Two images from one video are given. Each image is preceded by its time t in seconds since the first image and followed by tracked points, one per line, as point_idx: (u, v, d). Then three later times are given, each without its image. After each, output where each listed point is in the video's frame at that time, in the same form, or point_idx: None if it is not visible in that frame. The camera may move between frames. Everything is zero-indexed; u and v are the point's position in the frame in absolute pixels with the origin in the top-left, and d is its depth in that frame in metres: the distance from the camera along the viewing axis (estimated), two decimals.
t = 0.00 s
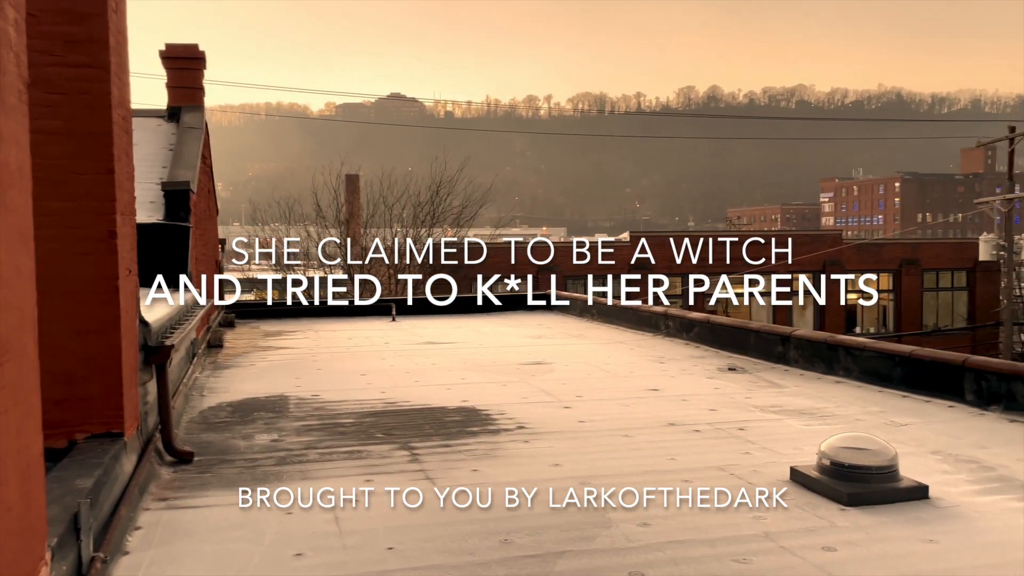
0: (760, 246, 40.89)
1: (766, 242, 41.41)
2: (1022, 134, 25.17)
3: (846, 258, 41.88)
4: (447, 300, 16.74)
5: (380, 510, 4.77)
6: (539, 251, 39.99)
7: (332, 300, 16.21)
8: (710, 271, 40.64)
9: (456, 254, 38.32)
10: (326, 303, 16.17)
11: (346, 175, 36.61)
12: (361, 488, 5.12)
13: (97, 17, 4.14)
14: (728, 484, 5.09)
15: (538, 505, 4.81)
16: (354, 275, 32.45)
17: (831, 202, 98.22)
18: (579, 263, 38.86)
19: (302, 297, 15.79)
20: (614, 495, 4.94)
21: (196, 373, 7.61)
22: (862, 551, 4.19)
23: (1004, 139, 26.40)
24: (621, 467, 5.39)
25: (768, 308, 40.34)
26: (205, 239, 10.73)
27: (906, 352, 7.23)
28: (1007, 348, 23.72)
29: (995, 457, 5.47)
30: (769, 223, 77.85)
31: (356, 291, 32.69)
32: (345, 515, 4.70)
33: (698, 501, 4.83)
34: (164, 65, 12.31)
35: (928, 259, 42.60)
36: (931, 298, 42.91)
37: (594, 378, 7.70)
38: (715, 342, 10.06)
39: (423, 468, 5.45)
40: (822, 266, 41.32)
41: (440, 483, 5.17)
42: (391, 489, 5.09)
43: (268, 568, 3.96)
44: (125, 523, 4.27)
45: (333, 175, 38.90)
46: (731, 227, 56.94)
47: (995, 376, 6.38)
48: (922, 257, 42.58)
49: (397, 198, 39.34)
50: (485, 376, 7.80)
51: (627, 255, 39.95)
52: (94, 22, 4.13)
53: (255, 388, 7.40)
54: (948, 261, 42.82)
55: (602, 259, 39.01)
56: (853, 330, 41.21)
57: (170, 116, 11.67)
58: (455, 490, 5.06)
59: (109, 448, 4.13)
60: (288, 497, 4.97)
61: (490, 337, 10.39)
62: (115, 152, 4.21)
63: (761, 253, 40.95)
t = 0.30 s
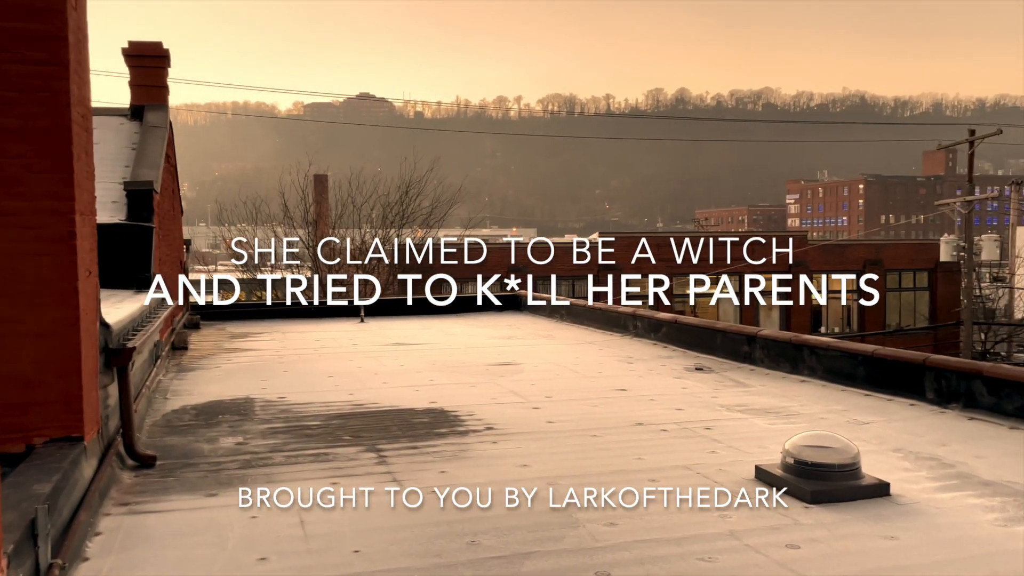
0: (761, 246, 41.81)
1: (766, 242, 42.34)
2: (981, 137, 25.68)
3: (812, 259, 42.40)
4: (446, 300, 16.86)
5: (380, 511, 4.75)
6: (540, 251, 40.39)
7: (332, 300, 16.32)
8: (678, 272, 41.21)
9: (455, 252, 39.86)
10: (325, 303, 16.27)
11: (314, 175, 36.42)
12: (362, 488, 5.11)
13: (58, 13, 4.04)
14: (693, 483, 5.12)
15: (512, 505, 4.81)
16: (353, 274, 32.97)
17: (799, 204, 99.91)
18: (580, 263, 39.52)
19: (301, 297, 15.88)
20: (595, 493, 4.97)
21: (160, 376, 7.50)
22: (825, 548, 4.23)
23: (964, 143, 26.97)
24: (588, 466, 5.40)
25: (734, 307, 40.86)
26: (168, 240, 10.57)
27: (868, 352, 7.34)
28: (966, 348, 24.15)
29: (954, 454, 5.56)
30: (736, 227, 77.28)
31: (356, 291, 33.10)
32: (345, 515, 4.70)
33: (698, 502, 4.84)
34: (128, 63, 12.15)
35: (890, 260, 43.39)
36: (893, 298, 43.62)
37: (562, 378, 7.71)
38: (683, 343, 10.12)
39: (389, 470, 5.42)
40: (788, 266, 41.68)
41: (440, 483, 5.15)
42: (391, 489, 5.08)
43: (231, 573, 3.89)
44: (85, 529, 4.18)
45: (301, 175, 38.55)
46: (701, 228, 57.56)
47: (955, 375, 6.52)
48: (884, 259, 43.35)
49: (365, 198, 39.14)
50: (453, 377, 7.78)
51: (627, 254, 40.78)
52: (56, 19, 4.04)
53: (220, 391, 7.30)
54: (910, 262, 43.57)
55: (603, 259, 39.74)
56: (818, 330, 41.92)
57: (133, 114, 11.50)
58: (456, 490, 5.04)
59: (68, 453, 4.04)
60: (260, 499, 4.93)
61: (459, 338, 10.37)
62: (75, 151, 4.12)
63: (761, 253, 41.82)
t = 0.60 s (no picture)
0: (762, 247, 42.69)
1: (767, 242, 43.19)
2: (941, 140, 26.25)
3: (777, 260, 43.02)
4: (446, 300, 16.97)
5: (381, 511, 4.74)
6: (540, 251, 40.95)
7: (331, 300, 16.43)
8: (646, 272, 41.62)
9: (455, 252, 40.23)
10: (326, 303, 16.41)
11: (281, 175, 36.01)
12: (362, 488, 5.09)
13: (13, 10, 3.95)
14: (658, 482, 5.15)
15: (483, 505, 4.80)
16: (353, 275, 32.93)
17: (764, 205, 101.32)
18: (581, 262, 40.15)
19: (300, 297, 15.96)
20: (572, 492, 4.99)
21: (121, 379, 7.35)
22: (788, 545, 4.28)
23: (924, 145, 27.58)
24: (555, 467, 5.40)
25: (700, 307, 41.25)
26: (129, 241, 10.38)
27: (831, 350, 7.45)
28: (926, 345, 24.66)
29: (915, 451, 5.65)
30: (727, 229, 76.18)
31: (355, 291, 32.93)
32: (345, 516, 4.68)
33: (699, 502, 4.84)
34: (86, 59, 11.92)
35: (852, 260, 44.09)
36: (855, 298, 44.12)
37: (529, 379, 7.70)
38: (649, 343, 10.18)
39: (355, 473, 5.36)
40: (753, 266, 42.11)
41: (441, 483, 5.14)
42: (391, 489, 5.06)
43: None
44: (41, 536, 4.08)
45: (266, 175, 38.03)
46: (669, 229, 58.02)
47: (915, 372, 6.66)
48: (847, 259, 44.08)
49: (332, 199, 38.80)
50: (420, 378, 7.73)
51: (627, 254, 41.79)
52: (12, 16, 3.95)
53: (182, 393, 7.19)
54: (871, 262, 44.44)
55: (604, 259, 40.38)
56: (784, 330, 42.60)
57: (93, 113, 11.27)
58: (455, 490, 5.02)
59: (24, 458, 3.94)
60: (226, 504, 4.86)
61: (427, 339, 10.31)
62: (30, 150, 4.02)
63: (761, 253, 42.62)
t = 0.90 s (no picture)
0: (762, 247, 43.69)
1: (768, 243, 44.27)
2: (900, 141, 26.72)
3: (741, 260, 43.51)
4: (446, 300, 17.05)
5: (381, 511, 4.73)
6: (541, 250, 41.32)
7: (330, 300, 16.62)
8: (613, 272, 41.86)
9: (455, 252, 40.30)
10: (326, 303, 16.57)
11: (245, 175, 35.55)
12: (362, 488, 5.09)
13: None
14: (623, 481, 5.17)
15: (454, 506, 4.78)
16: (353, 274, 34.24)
17: (729, 205, 102.55)
18: (581, 263, 40.72)
19: (298, 294, 16.10)
20: (544, 491, 4.99)
21: (78, 383, 7.19)
22: (751, 542, 4.32)
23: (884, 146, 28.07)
24: (522, 467, 5.40)
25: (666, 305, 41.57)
26: (88, 242, 10.17)
27: (793, 349, 7.56)
28: (886, 343, 25.11)
29: (874, 448, 5.75)
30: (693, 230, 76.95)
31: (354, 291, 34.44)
32: (344, 516, 4.66)
33: (699, 502, 4.85)
34: (44, 57, 11.66)
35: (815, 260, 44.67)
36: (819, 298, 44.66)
37: (496, 379, 7.68)
38: (615, 342, 10.23)
39: (320, 476, 5.31)
40: (718, 266, 42.41)
41: (440, 483, 5.13)
42: (391, 489, 5.05)
43: None
44: None
45: (229, 175, 37.47)
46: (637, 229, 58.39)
47: (875, 370, 6.79)
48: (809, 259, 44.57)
49: (297, 199, 38.37)
50: (386, 380, 7.68)
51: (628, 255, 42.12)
52: None
53: (144, 397, 7.06)
54: (833, 262, 45.07)
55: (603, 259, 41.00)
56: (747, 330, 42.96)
57: (51, 112, 11.07)
58: (456, 490, 5.02)
59: None
60: (189, 508, 4.77)
61: (394, 340, 10.25)
62: None
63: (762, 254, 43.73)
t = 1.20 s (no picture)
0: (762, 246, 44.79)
1: (769, 243, 45.42)
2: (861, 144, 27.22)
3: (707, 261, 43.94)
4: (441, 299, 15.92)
5: (380, 511, 4.72)
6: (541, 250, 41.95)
7: (329, 301, 16.68)
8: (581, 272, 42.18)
9: (455, 253, 40.91)
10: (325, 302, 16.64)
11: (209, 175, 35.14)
12: (362, 488, 5.08)
13: None
14: (590, 481, 5.17)
15: (427, 507, 4.77)
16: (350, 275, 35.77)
17: (694, 205, 103.45)
18: (581, 262, 41.42)
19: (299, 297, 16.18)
20: (516, 491, 5.00)
21: (36, 387, 7.03)
22: (715, 540, 4.35)
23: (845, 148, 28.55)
24: (489, 467, 5.39)
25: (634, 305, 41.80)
26: (46, 243, 9.97)
27: (757, 347, 7.64)
28: (846, 342, 25.41)
29: (836, 445, 5.83)
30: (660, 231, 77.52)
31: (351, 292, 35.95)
32: (345, 516, 4.65)
33: (699, 502, 4.85)
34: None
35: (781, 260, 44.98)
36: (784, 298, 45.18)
37: (464, 380, 7.66)
38: (582, 342, 10.27)
39: (285, 479, 5.25)
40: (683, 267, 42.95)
41: (439, 483, 5.12)
42: (390, 489, 5.04)
43: None
44: None
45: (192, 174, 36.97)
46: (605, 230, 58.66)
47: (837, 368, 6.90)
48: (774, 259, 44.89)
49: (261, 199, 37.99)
50: (353, 382, 7.62)
51: (627, 255, 43.05)
52: None
53: (104, 401, 6.92)
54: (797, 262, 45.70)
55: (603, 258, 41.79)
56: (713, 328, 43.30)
57: (7, 110, 10.89)
58: (456, 490, 5.01)
59: None
60: (151, 514, 4.68)
61: (360, 342, 10.18)
62: None
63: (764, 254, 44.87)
